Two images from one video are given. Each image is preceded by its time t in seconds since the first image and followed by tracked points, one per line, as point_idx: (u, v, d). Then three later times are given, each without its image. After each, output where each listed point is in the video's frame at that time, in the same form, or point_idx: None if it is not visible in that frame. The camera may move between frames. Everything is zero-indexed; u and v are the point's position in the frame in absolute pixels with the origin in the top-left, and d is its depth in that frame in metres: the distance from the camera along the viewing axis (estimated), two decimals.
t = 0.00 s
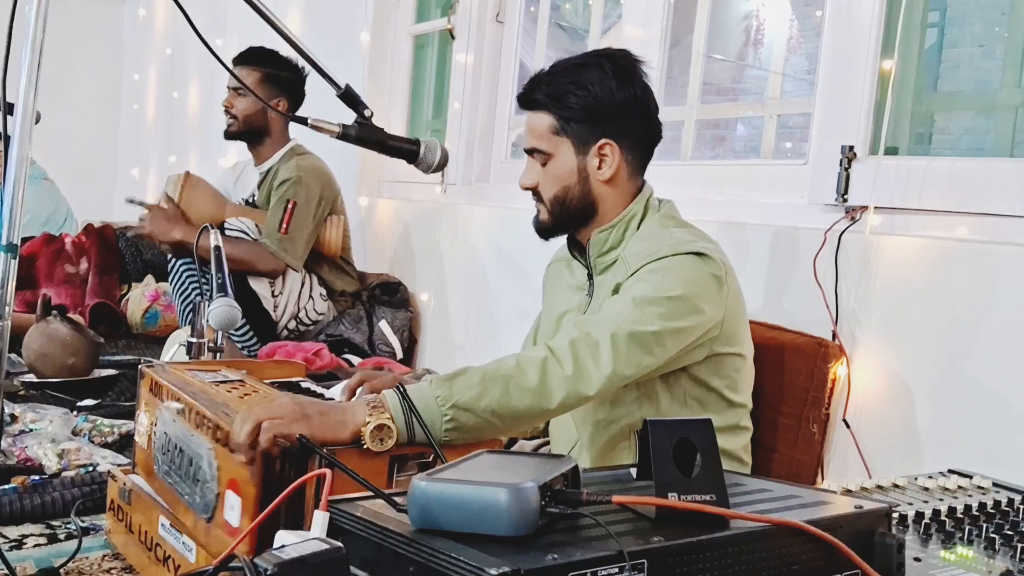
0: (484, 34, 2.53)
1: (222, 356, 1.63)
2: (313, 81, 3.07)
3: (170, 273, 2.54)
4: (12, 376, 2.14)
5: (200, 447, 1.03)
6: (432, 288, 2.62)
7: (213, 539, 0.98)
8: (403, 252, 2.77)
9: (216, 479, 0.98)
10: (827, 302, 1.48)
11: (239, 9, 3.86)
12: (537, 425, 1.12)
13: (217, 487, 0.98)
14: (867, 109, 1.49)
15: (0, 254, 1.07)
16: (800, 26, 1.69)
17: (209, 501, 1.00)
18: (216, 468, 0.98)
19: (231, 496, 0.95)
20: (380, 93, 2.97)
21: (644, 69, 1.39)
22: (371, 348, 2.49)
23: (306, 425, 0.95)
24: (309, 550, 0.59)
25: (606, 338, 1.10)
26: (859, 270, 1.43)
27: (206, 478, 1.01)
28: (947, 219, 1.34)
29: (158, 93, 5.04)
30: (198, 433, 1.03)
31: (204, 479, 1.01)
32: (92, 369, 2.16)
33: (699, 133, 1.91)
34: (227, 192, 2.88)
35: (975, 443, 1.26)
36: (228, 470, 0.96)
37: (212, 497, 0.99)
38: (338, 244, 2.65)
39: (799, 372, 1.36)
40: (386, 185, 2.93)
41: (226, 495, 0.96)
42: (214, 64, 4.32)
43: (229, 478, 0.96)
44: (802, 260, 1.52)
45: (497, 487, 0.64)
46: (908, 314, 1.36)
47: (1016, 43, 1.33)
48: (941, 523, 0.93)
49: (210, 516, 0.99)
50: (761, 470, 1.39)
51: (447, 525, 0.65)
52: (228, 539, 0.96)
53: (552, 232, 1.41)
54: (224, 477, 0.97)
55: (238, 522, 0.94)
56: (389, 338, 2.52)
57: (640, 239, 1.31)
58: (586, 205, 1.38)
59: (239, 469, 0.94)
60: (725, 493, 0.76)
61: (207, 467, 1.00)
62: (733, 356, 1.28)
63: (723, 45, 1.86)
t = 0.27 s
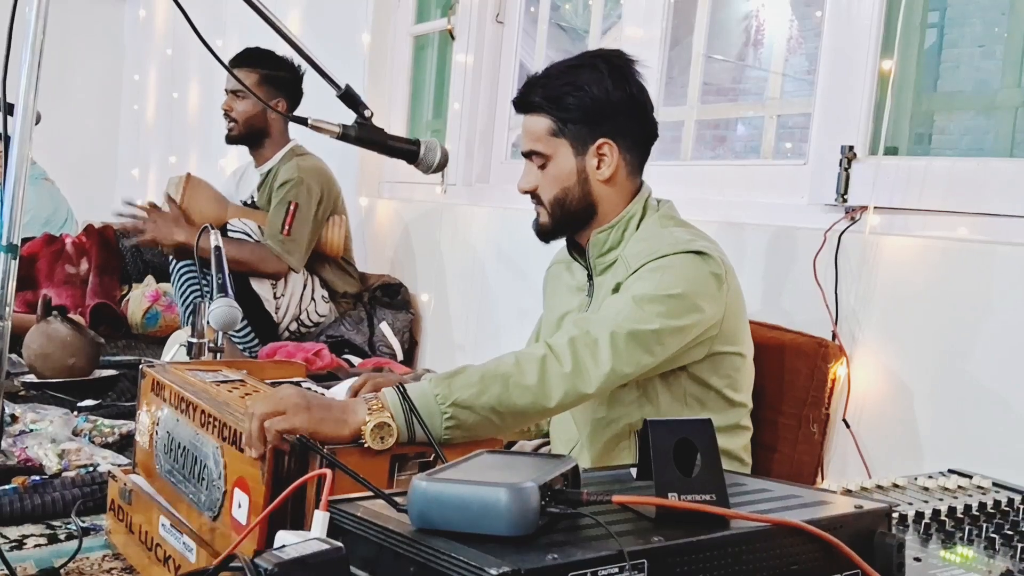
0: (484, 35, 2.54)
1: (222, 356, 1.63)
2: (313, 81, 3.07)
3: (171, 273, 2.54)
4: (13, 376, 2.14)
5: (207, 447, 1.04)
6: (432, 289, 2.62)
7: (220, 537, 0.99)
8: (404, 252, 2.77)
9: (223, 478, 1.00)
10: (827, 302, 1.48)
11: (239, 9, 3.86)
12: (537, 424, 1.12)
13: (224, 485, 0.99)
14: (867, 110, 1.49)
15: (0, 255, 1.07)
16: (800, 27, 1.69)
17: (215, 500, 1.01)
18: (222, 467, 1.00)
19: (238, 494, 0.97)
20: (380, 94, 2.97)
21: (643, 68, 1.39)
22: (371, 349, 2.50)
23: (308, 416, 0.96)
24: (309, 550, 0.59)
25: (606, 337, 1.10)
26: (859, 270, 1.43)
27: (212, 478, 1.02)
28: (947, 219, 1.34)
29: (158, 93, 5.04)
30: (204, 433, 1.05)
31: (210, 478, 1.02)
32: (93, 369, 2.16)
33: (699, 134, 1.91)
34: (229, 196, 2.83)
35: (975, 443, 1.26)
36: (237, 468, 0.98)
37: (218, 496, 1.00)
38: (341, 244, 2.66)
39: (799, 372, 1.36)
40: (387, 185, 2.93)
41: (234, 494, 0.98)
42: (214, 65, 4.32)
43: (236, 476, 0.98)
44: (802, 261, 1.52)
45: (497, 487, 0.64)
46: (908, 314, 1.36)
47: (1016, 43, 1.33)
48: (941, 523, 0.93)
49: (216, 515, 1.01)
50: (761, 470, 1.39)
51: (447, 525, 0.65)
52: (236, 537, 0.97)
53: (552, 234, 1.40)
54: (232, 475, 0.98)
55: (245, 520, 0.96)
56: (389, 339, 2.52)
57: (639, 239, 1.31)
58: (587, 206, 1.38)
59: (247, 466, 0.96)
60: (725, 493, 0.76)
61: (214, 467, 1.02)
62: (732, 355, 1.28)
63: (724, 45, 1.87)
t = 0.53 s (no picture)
0: (484, 35, 2.54)
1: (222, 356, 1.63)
2: (314, 81, 3.07)
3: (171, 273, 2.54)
4: (13, 376, 2.14)
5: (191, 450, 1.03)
6: (432, 289, 2.62)
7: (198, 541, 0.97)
8: (404, 252, 2.77)
9: (205, 481, 0.98)
10: (828, 302, 1.47)
11: (239, 9, 3.86)
12: (535, 423, 1.11)
13: (205, 488, 0.98)
14: (867, 110, 1.49)
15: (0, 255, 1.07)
16: (801, 27, 1.69)
17: (196, 504, 1.00)
18: (205, 469, 0.98)
19: (216, 499, 0.94)
20: (380, 94, 2.97)
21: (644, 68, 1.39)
22: (371, 349, 2.49)
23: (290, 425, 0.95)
24: (309, 550, 0.59)
25: (603, 335, 1.10)
26: (859, 270, 1.43)
27: (195, 481, 1.01)
28: (947, 219, 1.34)
29: (158, 93, 5.04)
30: (189, 436, 1.03)
31: (194, 482, 1.01)
32: (93, 370, 2.16)
33: (699, 133, 1.91)
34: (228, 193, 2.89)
35: (976, 443, 1.26)
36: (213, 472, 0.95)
37: (200, 499, 0.99)
38: (341, 244, 2.66)
39: (799, 372, 1.35)
40: (387, 185, 2.94)
41: (211, 497, 0.95)
42: (215, 65, 4.32)
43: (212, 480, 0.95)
44: (802, 261, 1.52)
45: (497, 488, 0.64)
46: (908, 314, 1.36)
47: (1016, 43, 1.33)
48: (942, 523, 0.93)
49: (197, 518, 0.99)
50: (761, 470, 1.39)
51: (447, 525, 0.65)
52: (211, 542, 0.95)
53: (553, 234, 1.40)
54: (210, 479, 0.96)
55: (221, 525, 0.92)
56: (389, 338, 2.52)
57: (637, 239, 1.31)
58: (589, 207, 1.38)
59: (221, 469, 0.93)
60: (725, 493, 0.76)
61: (197, 470, 1.01)
62: (731, 356, 1.28)
63: (724, 45, 1.86)
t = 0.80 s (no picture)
0: (485, 36, 2.54)
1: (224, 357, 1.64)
2: (314, 82, 3.07)
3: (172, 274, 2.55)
4: (14, 377, 2.14)
5: (208, 448, 1.03)
6: (433, 290, 2.62)
7: (223, 538, 0.98)
8: (404, 253, 2.78)
9: (227, 480, 0.99)
10: (828, 303, 1.47)
11: (240, 10, 3.87)
12: (537, 426, 1.12)
13: (228, 486, 0.98)
14: (867, 111, 1.49)
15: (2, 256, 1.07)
16: (801, 27, 1.69)
17: (218, 500, 1.00)
18: (226, 468, 0.99)
19: (243, 495, 0.95)
20: (380, 95, 2.97)
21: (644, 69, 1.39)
22: (372, 350, 2.49)
23: (305, 422, 0.95)
24: (310, 551, 0.59)
25: (606, 337, 1.10)
26: (859, 271, 1.43)
27: (215, 478, 1.01)
28: (947, 220, 1.34)
29: (159, 94, 5.05)
30: (207, 434, 1.04)
31: (212, 480, 1.01)
32: (94, 370, 2.16)
33: (700, 134, 1.91)
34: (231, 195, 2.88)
35: (975, 444, 1.26)
36: (240, 470, 0.96)
37: (222, 497, 0.99)
38: (340, 246, 2.66)
39: (799, 373, 1.36)
40: (388, 186, 2.94)
41: (237, 495, 0.96)
42: (215, 66, 4.33)
43: (240, 477, 0.96)
44: (802, 262, 1.52)
45: (497, 488, 0.64)
46: (908, 315, 1.36)
47: (1015, 45, 1.34)
48: (941, 524, 0.94)
49: (220, 515, 0.99)
50: (761, 471, 1.39)
51: (447, 526, 0.65)
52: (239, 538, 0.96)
53: (552, 234, 1.40)
54: (236, 477, 0.97)
55: (249, 522, 0.94)
56: (390, 339, 2.52)
57: (638, 239, 1.31)
58: (588, 206, 1.38)
59: (251, 468, 0.95)
60: (725, 494, 0.76)
61: (217, 468, 1.01)
62: (731, 355, 1.28)
63: (724, 46, 1.87)
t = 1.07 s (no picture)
0: (485, 36, 2.54)
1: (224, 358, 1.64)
2: (315, 83, 3.07)
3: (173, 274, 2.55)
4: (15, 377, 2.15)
5: (212, 446, 1.03)
6: (434, 290, 2.62)
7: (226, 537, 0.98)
8: (405, 253, 2.78)
9: (229, 478, 0.99)
10: (829, 303, 1.47)
11: (241, 11, 3.87)
12: (537, 424, 1.11)
13: (231, 484, 0.98)
14: (868, 110, 1.49)
15: (3, 257, 1.07)
16: (801, 28, 1.69)
17: (221, 499, 1.00)
18: (228, 466, 0.99)
19: (246, 493, 0.96)
20: (380, 96, 2.98)
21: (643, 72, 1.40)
22: (373, 351, 2.49)
23: (309, 416, 0.95)
24: (311, 551, 0.59)
25: (608, 335, 1.10)
26: (860, 271, 1.43)
27: (218, 476, 1.01)
28: (947, 220, 1.34)
29: (160, 94, 5.05)
30: (211, 432, 1.04)
31: (216, 478, 1.01)
32: (94, 371, 2.16)
33: (700, 134, 1.91)
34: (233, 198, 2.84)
35: (975, 444, 1.26)
36: (243, 468, 0.96)
37: (225, 496, 0.99)
38: (342, 246, 2.66)
39: (799, 372, 1.36)
40: (388, 186, 2.94)
41: (240, 493, 0.97)
42: (216, 66, 4.33)
43: (243, 476, 0.96)
44: (803, 262, 1.52)
45: (498, 489, 0.65)
46: (908, 315, 1.36)
47: (1015, 45, 1.34)
48: (941, 523, 0.94)
49: (222, 514, 1.00)
50: (762, 471, 1.39)
51: (448, 526, 0.65)
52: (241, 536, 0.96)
53: (549, 232, 1.41)
54: (239, 475, 0.97)
55: (253, 520, 0.94)
56: (391, 341, 2.52)
57: (637, 237, 1.31)
58: (585, 205, 1.38)
59: (254, 465, 0.95)
60: (725, 494, 0.76)
61: (220, 466, 1.01)
62: (732, 353, 1.28)
63: (725, 46, 1.87)
